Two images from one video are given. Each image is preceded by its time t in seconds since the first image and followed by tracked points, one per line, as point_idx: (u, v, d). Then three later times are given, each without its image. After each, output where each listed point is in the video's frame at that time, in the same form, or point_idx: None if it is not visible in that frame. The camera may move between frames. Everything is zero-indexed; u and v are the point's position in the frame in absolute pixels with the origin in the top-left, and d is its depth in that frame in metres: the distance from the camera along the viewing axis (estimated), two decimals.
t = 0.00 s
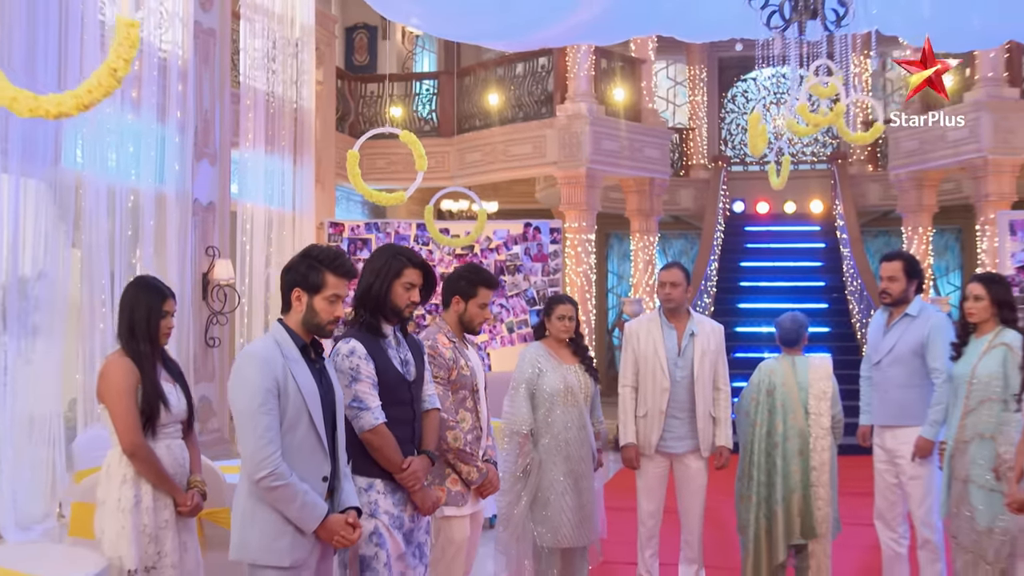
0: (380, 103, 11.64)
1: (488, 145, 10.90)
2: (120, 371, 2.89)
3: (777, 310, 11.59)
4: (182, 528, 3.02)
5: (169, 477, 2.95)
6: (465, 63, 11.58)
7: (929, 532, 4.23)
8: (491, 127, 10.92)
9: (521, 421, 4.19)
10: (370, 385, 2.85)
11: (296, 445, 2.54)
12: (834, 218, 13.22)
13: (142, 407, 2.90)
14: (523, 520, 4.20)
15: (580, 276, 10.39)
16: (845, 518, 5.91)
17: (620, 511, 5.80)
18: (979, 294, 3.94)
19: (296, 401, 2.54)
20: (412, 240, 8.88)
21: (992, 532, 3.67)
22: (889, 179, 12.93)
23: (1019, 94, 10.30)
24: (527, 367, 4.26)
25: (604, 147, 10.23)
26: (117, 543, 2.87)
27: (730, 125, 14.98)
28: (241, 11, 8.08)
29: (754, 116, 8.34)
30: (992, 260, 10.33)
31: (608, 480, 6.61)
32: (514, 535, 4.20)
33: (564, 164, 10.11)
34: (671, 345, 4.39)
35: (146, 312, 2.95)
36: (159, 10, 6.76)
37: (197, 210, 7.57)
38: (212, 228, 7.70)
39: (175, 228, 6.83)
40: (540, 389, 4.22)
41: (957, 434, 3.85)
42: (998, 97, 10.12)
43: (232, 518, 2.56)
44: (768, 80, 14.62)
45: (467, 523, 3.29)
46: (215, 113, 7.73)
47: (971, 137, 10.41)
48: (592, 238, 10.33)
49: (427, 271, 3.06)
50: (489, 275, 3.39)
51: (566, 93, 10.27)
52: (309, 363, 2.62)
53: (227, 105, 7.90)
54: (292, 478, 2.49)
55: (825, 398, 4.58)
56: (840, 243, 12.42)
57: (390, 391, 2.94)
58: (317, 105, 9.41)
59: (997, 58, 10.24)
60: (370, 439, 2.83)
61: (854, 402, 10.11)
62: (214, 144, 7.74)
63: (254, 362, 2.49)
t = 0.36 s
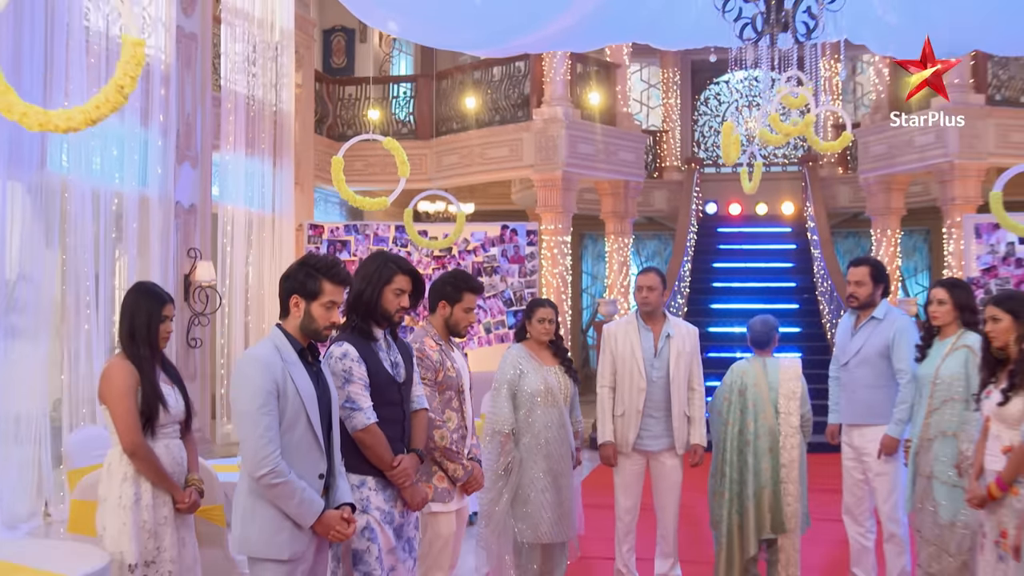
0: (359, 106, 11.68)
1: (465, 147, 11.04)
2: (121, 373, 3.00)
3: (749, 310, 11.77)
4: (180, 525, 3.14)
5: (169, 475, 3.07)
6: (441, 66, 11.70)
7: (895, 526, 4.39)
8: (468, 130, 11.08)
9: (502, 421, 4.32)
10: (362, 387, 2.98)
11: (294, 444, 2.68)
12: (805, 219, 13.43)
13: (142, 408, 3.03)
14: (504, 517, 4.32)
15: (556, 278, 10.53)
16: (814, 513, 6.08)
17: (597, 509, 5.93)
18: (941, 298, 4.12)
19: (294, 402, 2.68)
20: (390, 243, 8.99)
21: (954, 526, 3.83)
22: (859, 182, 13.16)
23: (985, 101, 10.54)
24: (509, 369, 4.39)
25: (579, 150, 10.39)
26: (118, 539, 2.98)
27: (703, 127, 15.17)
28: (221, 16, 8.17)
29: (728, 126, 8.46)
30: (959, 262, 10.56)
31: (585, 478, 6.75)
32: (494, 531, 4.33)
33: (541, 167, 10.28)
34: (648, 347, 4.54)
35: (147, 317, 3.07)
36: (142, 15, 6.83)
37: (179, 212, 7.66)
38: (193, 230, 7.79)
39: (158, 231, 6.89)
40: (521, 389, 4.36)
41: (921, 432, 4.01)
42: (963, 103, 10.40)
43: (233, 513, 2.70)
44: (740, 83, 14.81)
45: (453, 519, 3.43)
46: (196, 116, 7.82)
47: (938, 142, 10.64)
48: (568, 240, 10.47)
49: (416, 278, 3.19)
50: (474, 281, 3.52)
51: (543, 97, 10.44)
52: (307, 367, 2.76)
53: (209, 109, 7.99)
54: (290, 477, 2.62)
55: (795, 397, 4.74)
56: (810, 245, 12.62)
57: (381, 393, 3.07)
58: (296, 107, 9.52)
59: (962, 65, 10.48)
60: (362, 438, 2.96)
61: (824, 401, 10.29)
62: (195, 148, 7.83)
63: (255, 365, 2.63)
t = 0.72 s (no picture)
0: (339, 111, 11.82)
1: (444, 153, 11.19)
2: (121, 379, 3.12)
3: (723, 313, 11.95)
4: (178, 525, 3.26)
5: (167, 477, 3.19)
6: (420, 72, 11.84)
7: (863, 525, 4.55)
8: (447, 135, 11.23)
9: (485, 424, 4.46)
10: (353, 391, 3.11)
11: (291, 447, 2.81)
12: (779, 224, 13.63)
13: (142, 412, 3.15)
14: (487, 517, 4.46)
15: (534, 282, 10.68)
16: (786, 513, 6.24)
17: (576, 509, 6.08)
18: (908, 305, 4.28)
19: (290, 406, 2.81)
20: (369, 248, 9.19)
21: (920, 523, 3.99)
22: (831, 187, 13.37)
23: (954, 109, 10.77)
24: (491, 373, 4.52)
25: (557, 156, 10.55)
26: (118, 538, 3.10)
27: (678, 132, 15.35)
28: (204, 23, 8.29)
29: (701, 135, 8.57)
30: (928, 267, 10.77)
31: (563, 480, 6.89)
32: (477, 531, 4.46)
33: (519, 172, 10.45)
34: (626, 351, 4.69)
35: (147, 325, 3.19)
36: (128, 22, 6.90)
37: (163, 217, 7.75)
38: (178, 235, 7.88)
39: (143, 236, 6.89)
40: (503, 393, 4.49)
41: (889, 434, 4.17)
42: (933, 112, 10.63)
43: (232, 513, 2.83)
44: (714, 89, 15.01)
45: (439, 518, 3.57)
46: (181, 123, 7.92)
47: (908, 149, 10.87)
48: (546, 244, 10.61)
49: (405, 287, 3.33)
50: (459, 289, 3.65)
51: (521, 104, 10.59)
52: (302, 373, 2.89)
53: (193, 115, 8.10)
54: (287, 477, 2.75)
55: (767, 401, 4.90)
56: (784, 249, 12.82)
57: (371, 397, 3.20)
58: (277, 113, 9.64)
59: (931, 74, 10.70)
60: (354, 440, 3.09)
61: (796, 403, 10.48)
62: (179, 154, 7.92)
63: (254, 371, 2.76)
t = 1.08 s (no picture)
0: (320, 118, 11.94)
1: (425, 159, 11.33)
2: (120, 386, 3.23)
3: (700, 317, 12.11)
4: (174, 527, 3.38)
5: (164, 481, 3.31)
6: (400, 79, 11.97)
7: (835, 525, 4.70)
8: (428, 142, 11.36)
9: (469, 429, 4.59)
10: (345, 398, 3.22)
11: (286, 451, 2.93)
12: (755, 228, 13.82)
13: (140, 418, 3.27)
14: (471, 518, 4.59)
15: (514, 287, 10.81)
16: (761, 514, 6.40)
17: (558, 511, 6.21)
18: (877, 313, 4.44)
19: (285, 412, 2.93)
20: (351, 254, 9.32)
21: (889, 523, 4.15)
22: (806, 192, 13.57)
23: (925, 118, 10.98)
24: (476, 379, 4.64)
25: (537, 163, 10.70)
26: (118, 540, 3.22)
27: (656, 137, 15.53)
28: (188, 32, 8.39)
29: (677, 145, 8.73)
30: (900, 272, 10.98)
31: (545, 482, 7.02)
32: (462, 532, 4.59)
33: (499, 179, 10.59)
34: (606, 357, 4.82)
35: (145, 334, 3.30)
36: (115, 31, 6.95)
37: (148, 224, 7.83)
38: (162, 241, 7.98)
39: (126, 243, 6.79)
40: (487, 398, 4.62)
41: (859, 436, 4.32)
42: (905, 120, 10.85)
43: (230, 513, 2.95)
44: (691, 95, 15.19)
45: (426, 519, 3.70)
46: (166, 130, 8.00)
47: (881, 157, 11.09)
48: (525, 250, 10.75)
49: (393, 296, 3.45)
50: (444, 298, 3.78)
51: (501, 111, 10.74)
52: (297, 380, 3.01)
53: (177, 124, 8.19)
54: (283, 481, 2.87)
55: (742, 405, 5.05)
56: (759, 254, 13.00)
57: (362, 403, 3.32)
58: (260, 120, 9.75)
59: (903, 83, 10.93)
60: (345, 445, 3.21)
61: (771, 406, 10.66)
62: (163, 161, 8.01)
63: (252, 379, 2.87)
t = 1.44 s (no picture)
0: (308, 125, 12.07)
1: (412, 166, 11.47)
2: (122, 394, 3.34)
3: (684, 323, 12.26)
4: (175, 531, 3.48)
5: (165, 486, 3.42)
6: (386, 87, 12.08)
7: (814, 527, 4.85)
8: (415, 150, 11.49)
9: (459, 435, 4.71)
10: (341, 406, 3.33)
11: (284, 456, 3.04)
12: (737, 234, 13.99)
13: (142, 425, 3.37)
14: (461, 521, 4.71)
15: (499, 293, 10.95)
16: (743, 517, 6.54)
17: (544, 514, 6.33)
18: (855, 322, 4.57)
19: (284, 420, 3.05)
20: (339, 260, 9.45)
21: (866, 526, 4.29)
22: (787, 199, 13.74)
23: (904, 127, 11.17)
24: (465, 386, 4.77)
25: (522, 171, 10.84)
26: (120, 543, 3.32)
27: (640, 143, 15.69)
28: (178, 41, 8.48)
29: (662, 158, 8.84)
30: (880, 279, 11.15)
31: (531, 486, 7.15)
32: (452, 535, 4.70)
33: (485, 187, 10.73)
34: (592, 365, 4.95)
35: (146, 344, 3.41)
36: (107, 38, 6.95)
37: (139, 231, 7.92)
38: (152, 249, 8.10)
39: (121, 249, 6.54)
40: (477, 404, 4.75)
41: (837, 442, 4.46)
42: (884, 130, 11.05)
43: (231, 517, 3.06)
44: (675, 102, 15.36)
45: (418, 523, 3.82)
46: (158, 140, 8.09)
47: (860, 166, 11.28)
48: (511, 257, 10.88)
49: (388, 306, 3.57)
50: (435, 309, 3.90)
51: (488, 119, 10.88)
52: (295, 389, 3.13)
53: (167, 133, 8.28)
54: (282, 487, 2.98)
55: (724, 410, 5.18)
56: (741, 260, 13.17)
57: (357, 410, 3.44)
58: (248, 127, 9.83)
59: (882, 93, 11.12)
60: (341, 452, 3.32)
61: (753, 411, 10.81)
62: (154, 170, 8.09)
63: (252, 387, 2.99)
